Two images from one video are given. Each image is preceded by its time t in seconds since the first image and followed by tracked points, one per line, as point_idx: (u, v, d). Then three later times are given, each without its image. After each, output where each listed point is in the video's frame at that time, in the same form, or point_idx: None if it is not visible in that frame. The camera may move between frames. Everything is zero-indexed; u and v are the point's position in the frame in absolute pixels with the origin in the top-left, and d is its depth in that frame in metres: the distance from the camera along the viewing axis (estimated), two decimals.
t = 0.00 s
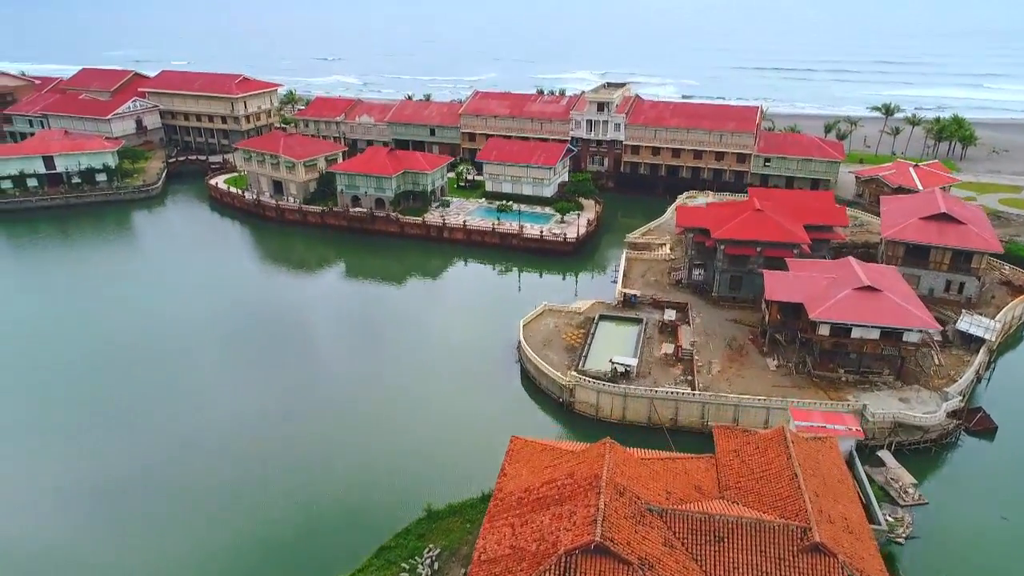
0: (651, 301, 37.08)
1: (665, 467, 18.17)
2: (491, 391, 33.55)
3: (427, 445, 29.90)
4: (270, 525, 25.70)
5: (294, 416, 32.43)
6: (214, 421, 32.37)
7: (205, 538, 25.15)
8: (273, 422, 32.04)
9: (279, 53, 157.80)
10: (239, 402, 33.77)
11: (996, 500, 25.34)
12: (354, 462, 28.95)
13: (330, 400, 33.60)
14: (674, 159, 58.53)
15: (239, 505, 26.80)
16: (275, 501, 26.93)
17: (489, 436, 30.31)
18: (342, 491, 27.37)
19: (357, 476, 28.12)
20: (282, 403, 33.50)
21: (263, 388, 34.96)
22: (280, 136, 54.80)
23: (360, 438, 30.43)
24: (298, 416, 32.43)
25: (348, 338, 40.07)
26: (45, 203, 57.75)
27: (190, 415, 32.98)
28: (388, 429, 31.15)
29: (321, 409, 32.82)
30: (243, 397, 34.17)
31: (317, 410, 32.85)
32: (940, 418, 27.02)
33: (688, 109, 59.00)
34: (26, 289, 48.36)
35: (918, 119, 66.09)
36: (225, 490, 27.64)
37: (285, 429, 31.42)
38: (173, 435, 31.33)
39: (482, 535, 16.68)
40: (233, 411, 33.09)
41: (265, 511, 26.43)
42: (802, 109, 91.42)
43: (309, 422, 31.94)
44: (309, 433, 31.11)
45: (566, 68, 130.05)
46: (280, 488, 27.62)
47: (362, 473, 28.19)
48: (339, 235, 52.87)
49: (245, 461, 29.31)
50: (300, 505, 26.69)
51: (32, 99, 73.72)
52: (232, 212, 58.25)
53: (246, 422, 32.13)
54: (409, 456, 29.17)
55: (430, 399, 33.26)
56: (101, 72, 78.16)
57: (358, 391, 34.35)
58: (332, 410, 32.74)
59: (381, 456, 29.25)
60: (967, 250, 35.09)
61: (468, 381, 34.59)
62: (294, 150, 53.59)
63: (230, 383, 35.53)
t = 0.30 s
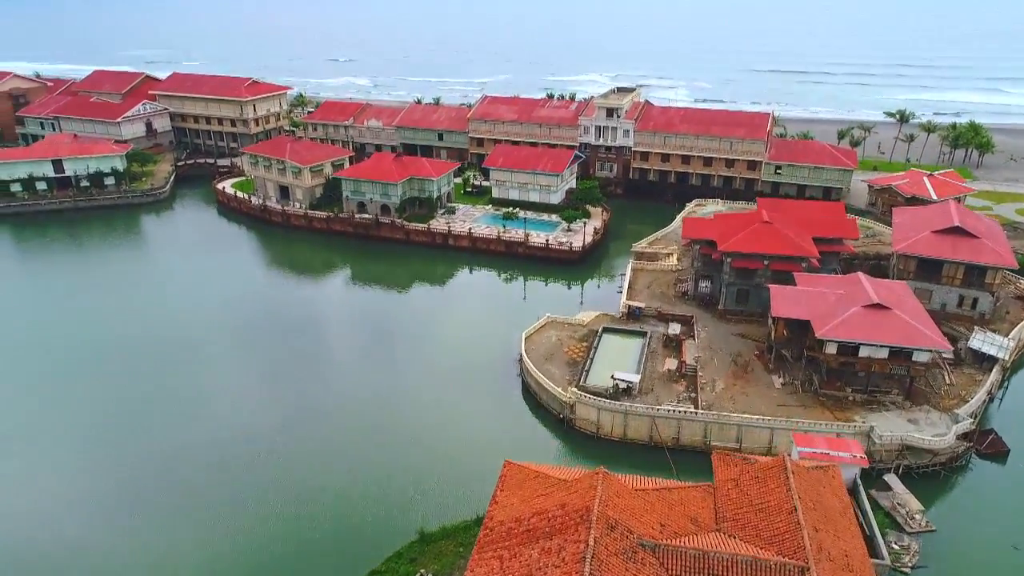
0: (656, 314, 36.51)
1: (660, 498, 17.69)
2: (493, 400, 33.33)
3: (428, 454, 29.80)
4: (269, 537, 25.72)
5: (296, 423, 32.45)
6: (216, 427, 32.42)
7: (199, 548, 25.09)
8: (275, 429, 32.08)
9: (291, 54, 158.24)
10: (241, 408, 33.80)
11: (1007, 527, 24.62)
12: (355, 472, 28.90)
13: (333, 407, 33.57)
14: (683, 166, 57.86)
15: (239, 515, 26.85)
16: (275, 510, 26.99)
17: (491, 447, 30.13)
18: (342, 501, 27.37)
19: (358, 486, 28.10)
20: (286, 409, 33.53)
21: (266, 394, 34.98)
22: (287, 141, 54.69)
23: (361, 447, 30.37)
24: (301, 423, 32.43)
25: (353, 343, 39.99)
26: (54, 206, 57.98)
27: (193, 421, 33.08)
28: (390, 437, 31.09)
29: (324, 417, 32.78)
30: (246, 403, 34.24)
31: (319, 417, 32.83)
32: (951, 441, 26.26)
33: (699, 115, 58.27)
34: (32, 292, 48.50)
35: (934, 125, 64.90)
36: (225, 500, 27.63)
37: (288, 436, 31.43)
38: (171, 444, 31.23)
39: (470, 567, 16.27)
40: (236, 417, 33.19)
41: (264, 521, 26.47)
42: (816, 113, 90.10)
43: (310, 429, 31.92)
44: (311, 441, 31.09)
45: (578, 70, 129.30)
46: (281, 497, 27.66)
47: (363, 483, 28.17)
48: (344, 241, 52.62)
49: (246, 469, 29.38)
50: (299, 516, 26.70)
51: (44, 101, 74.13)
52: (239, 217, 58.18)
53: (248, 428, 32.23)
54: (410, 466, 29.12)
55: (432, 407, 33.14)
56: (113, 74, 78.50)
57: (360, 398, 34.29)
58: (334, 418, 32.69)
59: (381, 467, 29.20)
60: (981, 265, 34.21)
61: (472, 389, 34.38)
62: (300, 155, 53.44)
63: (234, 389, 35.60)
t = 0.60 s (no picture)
0: (660, 326, 35.97)
1: (654, 530, 17.24)
2: (496, 407, 33.19)
3: (430, 460, 29.76)
4: (270, 543, 25.80)
5: (300, 427, 32.49)
6: (220, 431, 32.46)
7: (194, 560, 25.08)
8: (280, 432, 32.15)
9: (302, 54, 158.46)
10: (246, 412, 33.85)
11: (1017, 556, 23.94)
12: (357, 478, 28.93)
13: (337, 412, 33.58)
14: (692, 172, 57.24)
15: (241, 521, 26.90)
16: (277, 516, 27.06)
17: (493, 454, 30.04)
18: (343, 507, 27.42)
19: (360, 490, 28.18)
20: (290, 413, 33.60)
21: (272, 397, 35.05)
22: (294, 146, 54.58)
23: (364, 452, 30.42)
24: (305, 427, 32.48)
25: (358, 348, 40.03)
26: (62, 209, 58.18)
27: (197, 424, 33.17)
28: (392, 441, 31.11)
29: (327, 422, 32.79)
30: (251, 406, 34.30)
31: (323, 421, 32.90)
32: (960, 465, 25.57)
33: (709, 121, 57.56)
34: (39, 295, 48.66)
35: (950, 132, 63.71)
36: (225, 507, 27.61)
37: (292, 440, 31.50)
38: (170, 451, 31.09)
39: None
40: (240, 421, 33.24)
41: (265, 527, 26.54)
42: (830, 118, 88.88)
43: (314, 433, 31.96)
44: (314, 445, 31.13)
45: (589, 72, 128.54)
46: (283, 503, 27.74)
47: (365, 488, 28.21)
48: (350, 247, 52.36)
49: (249, 474, 29.44)
50: (301, 522, 26.75)
51: (55, 103, 74.49)
52: (245, 221, 58.07)
53: (253, 431, 32.30)
54: (413, 471, 29.16)
55: (435, 413, 33.09)
56: (124, 76, 78.79)
57: (364, 402, 34.32)
58: (337, 423, 32.74)
59: (383, 472, 29.19)
60: (994, 281, 33.39)
61: (475, 395, 34.27)
62: (307, 160, 53.24)
63: (239, 392, 35.68)
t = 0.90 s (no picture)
0: (663, 340, 35.42)
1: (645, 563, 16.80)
2: (497, 416, 33.06)
3: (431, 466, 29.75)
4: (270, 547, 25.91)
5: (302, 431, 32.54)
6: (221, 435, 32.43)
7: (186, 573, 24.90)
8: (282, 436, 32.18)
9: (312, 55, 158.54)
10: (248, 416, 33.86)
11: None
12: (358, 482, 29.03)
13: (339, 417, 33.62)
14: (700, 179, 56.57)
15: (242, 524, 26.95)
16: (278, 519, 27.17)
17: (493, 462, 29.93)
18: (344, 511, 27.48)
19: (360, 493, 28.36)
20: (292, 417, 33.65)
21: (275, 401, 35.10)
22: (298, 152, 54.36)
23: (366, 457, 30.49)
24: (307, 431, 32.52)
25: (362, 354, 40.07)
26: (68, 213, 58.24)
27: (199, 427, 33.18)
28: (393, 444, 31.30)
29: (329, 426, 32.83)
30: (254, 409, 34.33)
31: (326, 425, 32.95)
32: (967, 490, 24.87)
33: (717, 128, 56.89)
34: (42, 299, 48.65)
35: (963, 139, 62.67)
36: (224, 514, 27.52)
37: (292, 441, 31.76)
38: (165, 459, 30.83)
39: None
40: (242, 424, 33.26)
41: (266, 531, 26.61)
42: (842, 122, 87.71)
43: (317, 437, 32.02)
44: (317, 449, 31.22)
45: (598, 74, 127.86)
46: (284, 506, 27.82)
47: (365, 492, 28.30)
48: (353, 253, 52.11)
49: (251, 478, 29.48)
50: (302, 526, 26.82)
51: (64, 106, 74.64)
52: (249, 226, 57.91)
53: (256, 434, 32.38)
54: (413, 474, 29.32)
55: (436, 417, 33.26)
56: (133, 78, 78.90)
57: (367, 407, 34.33)
58: (340, 427, 32.78)
59: (384, 478, 29.17)
60: (1006, 297, 32.58)
61: (477, 402, 34.19)
62: (311, 166, 53.01)
63: (242, 394, 35.74)
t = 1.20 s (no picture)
0: (666, 354, 34.88)
1: None
2: (497, 427, 32.89)
3: (430, 477, 29.63)
4: (268, 548, 26.27)
5: (304, 440, 32.54)
6: (222, 444, 32.39)
7: None
8: (283, 446, 32.17)
9: (323, 55, 158.72)
10: (250, 425, 33.86)
11: None
12: (358, 491, 28.98)
13: (341, 426, 33.58)
14: (709, 186, 55.88)
15: (241, 536, 26.90)
16: (278, 520, 27.57)
17: (493, 473, 29.73)
18: (344, 521, 27.40)
19: (359, 496, 28.71)
20: (294, 426, 33.61)
21: (277, 410, 35.08)
22: (303, 156, 54.15)
23: (366, 467, 30.43)
24: (309, 440, 32.51)
25: (366, 360, 40.04)
26: (76, 217, 58.38)
27: (200, 435, 33.20)
28: (394, 448, 31.70)
29: (330, 435, 32.85)
30: (256, 419, 34.34)
31: (327, 434, 32.89)
32: (975, 517, 24.16)
33: (726, 134, 56.17)
34: (47, 303, 48.71)
35: (978, 146, 61.57)
36: (222, 526, 27.44)
37: (294, 444, 32.19)
38: (165, 470, 30.80)
39: None
40: (244, 433, 33.22)
41: (266, 532, 26.99)
42: (856, 127, 86.55)
43: (318, 447, 31.99)
44: (318, 458, 31.18)
45: (609, 75, 127.00)
46: (284, 507, 28.23)
47: (364, 495, 28.65)
48: (357, 259, 51.85)
49: (250, 488, 29.42)
50: (301, 537, 26.70)
51: (74, 107, 74.90)
52: (255, 231, 57.82)
53: (258, 443, 32.36)
54: (412, 477, 29.67)
55: (437, 422, 33.57)
56: (143, 80, 79.08)
57: (369, 416, 34.30)
58: (341, 436, 32.80)
59: (383, 483, 29.39)
60: (1019, 313, 31.72)
61: (477, 413, 34.05)
62: (316, 171, 52.77)
63: (245, 403, 35.75)
